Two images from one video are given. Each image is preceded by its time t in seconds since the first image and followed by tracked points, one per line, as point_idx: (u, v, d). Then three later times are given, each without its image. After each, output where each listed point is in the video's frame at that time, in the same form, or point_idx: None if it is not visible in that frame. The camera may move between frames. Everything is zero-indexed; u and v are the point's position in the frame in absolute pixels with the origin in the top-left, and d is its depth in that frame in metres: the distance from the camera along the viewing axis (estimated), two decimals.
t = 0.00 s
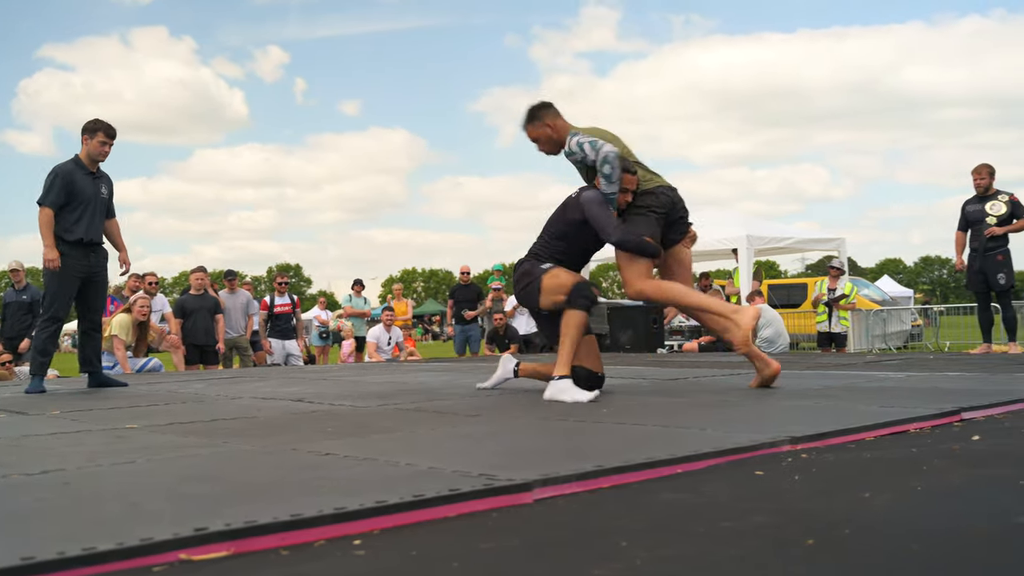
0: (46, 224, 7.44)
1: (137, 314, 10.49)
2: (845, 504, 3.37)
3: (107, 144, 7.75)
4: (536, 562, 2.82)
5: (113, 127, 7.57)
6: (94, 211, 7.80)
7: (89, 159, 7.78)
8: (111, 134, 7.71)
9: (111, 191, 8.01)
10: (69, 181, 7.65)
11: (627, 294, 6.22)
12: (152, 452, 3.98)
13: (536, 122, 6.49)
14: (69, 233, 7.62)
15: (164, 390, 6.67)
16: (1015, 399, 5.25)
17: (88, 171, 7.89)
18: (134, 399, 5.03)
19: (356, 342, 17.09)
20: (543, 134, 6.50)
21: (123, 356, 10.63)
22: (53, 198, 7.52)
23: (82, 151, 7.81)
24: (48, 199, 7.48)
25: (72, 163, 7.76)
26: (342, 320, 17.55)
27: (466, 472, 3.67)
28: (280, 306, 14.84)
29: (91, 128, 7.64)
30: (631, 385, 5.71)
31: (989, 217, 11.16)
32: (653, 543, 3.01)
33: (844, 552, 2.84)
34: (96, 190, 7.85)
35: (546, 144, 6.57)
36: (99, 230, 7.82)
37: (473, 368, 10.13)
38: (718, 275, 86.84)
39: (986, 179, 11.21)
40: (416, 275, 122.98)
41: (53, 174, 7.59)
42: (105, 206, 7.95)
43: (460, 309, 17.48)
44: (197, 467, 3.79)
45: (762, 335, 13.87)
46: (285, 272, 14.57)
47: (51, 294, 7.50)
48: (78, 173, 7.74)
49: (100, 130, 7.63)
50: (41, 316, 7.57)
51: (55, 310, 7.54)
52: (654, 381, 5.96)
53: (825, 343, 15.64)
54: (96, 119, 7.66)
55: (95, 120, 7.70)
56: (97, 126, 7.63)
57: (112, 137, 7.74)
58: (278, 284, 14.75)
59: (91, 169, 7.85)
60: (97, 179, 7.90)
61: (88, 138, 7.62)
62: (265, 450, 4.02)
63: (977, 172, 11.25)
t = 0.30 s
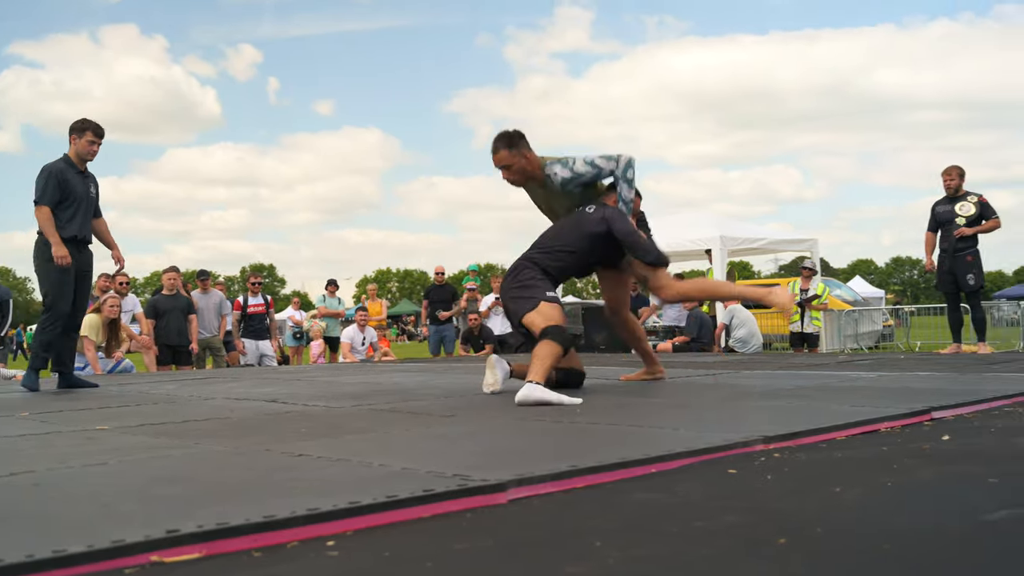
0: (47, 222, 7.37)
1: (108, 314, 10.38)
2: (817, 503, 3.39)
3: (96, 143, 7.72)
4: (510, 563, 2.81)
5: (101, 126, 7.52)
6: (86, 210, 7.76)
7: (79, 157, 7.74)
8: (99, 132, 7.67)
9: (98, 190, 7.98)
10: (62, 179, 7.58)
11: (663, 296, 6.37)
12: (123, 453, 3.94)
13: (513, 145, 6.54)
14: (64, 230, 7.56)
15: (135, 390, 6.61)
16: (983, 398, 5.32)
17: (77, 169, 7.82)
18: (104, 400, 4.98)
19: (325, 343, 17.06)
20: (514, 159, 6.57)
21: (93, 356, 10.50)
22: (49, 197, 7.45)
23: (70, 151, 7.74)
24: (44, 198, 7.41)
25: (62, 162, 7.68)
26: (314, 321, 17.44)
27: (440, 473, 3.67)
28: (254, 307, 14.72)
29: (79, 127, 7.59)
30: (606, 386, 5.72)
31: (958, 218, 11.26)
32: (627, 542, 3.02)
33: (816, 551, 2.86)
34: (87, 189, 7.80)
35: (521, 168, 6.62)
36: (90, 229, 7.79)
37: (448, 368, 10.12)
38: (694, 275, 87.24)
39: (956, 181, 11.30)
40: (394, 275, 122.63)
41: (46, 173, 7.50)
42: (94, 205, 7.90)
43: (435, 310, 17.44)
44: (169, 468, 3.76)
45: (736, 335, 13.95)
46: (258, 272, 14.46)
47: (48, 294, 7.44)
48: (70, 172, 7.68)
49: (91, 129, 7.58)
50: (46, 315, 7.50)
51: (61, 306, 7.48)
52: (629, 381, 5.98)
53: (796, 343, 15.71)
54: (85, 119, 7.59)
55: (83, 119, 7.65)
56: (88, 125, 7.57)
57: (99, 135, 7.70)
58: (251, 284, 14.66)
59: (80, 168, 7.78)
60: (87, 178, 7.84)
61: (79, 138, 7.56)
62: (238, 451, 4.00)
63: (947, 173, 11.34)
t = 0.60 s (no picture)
0: (61, 222, 7.36)
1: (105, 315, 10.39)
2: (815, 502, 3.39)
3: (106, 143, 7.73)
4: (506, 563, 2.81)
5: (112, 126, 7.51)
6: (97, 209, 7.78)
7: (88, 157, 7.73)
8: (110, 132, 7.67)
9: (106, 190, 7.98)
10: (75, 180, 7.55)
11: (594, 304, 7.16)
12: (120, 454, 3.94)
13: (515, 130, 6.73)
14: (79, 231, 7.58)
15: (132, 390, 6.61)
16: (978, 398, 5.33)
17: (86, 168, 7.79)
18: (101, 400, 4.97)
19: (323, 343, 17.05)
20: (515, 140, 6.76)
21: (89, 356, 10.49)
22: (63, 198, 7.43)
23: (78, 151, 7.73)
24: (58, 199, 7.38)
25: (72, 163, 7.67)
26: (311, 320, 17.42)
27: (437, 473, 3.67)
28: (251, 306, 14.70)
29: (90, 128, 7.57)
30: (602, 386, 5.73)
31: (954, 219, 11.28)
32: (624, 542, 3.02)
33: (814, 552, 2.86)
34: (97, 188, 7.80)
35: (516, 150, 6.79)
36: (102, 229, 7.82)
37: (444, 368, 10.12)
38: (692, 275, 87.21)
39: (952, 181, 11.32)
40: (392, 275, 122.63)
41: (60, 173, 7.44)
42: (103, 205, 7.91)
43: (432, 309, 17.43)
44: (166, 468, 3.75)
45: (733, 335, 13.95)
46: (255, 272, 14.43)
47: (65, 295, 7.46)
48: (81, 172, 7.67)
49: (102, 130, 7.56)
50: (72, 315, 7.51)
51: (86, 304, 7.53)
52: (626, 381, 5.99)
53: (793, 343, 15.72)
54: (97, 119, 7.56)
55: (93, 119, 7.63)
56: (100, 126, 7.55)
57: (110, 136, 7.71)
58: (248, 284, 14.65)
59: (91, 167, 7.75)
60: (96, 177, 7.83)
61: (90, 139, 7.55)
62: (235, 451, 3.99)
63: (943, 173, 11.36)
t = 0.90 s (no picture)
0: (71, 226, 7.32)
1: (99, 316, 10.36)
2: (810, 502, 3.40)
3: (121, 144, 7.61)
4: (501, 563, 2.81)
5: (125, 128, 7.42)
6: (109, 209, 7.73)
7: (102, 157, 7.63)
8: (125, 133, 7.54)
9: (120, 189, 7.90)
10: (88, 183, 7.47)
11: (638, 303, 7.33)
12: (114, 454, 3.92)
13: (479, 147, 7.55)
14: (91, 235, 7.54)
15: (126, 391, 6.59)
16: (972, 398, 5.34)
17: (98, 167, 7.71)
18: (94, 400, 4.96)
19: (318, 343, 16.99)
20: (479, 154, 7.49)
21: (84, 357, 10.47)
22: (75, 202, 7.37)
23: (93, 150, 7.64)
24: (70, 204, 7.33)
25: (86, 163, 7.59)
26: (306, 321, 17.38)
27: (432, 473, 3.66)
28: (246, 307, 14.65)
29: (103, 128, 7.46)
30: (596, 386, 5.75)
31: (948, 219, 11.31)
32: (618, 542, 3.02)
33: (809, 551, 2.86)
34: (109, 188, 7.74)
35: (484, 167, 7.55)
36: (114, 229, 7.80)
37: (439, 368, 10.12)
38: (687, 275, 87.26)
39: (946, 181, 11.36)
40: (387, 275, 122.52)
41: (72, 176, 7.38)
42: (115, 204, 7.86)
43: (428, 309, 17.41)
44: (161, 469, 3.74)
45: (728, 336, 13.96)
46: (250, 272, 14.39)
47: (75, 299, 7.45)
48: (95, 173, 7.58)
49: (116, 133, 7.47)
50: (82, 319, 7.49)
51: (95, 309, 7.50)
52: (622, 381, 6.00)
53: (788, 343, 15.77)
54: (111, 121, 7.45)
55: (107, 119, 7.52)
56: (114, 130, 7.45)
57: (126, 137, 7.59)
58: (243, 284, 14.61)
59: (103, 167, 7.66)
60: (109, 177, 7.75)
61: (105, 142, 7.46)
62: (229, 451, 3.99)
63: (937, 174, 11.40)
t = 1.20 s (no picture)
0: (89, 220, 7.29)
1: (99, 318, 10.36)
2: (811, 503, 3.39)
3: (133, 141, 7.67)
4: (500, 564, 2.82)
5: (140, 125, 7.46)
6: (120, 206, 7.73)
7: (113, 155, 7.66)
8: (138, 130, 7.61)
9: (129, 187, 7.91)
10: (103, 178, 7.48)
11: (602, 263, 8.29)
12: (114, 455, 3.93)
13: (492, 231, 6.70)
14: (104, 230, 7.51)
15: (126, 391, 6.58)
16: (972, 398, 5.35)
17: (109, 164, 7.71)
18: (95, 400, 4.96)
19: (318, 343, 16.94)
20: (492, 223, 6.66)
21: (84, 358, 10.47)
22: (91, 197, 7.37)
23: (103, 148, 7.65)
24: (86, 198, 7.32)
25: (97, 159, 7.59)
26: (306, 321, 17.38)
27: (431, 474, 3.67)
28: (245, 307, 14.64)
29: (118, 125, 7.51)
30: (596, 386, 5.76)
31: (947, 219, 11.31)
32: (617, 543, 3.02)
33: (808, 552, 2.87)
34: (121, 185, 7.74)
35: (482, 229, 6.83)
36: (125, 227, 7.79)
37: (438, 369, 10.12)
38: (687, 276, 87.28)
39: (945, 181, 11.36)
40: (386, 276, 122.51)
41: (89, 171, 7.38)
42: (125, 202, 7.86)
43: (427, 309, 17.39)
44: (162, 469, 3.74)
45: (727, 336, 13.96)
46: (250, 273, 14.36)
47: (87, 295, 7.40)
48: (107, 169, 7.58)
49: (131, 130, 7.51)
50: (95, 314, 7.44)
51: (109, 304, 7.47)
52: (622, 381, 6.01)
53: (788, 344, 15.76)
54: (127, 117, 7.49)
55: (121, 116, 7.56)
56: (130, 127, 7.50)
57: (138, 134, 7.65)
58: (243, 285, 14.61)
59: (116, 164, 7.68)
60: (121, 174, 7.75)
61: (120, 138, 7.49)
62: (228, 452, 3.99)
63: (936, 174, 11.40)
